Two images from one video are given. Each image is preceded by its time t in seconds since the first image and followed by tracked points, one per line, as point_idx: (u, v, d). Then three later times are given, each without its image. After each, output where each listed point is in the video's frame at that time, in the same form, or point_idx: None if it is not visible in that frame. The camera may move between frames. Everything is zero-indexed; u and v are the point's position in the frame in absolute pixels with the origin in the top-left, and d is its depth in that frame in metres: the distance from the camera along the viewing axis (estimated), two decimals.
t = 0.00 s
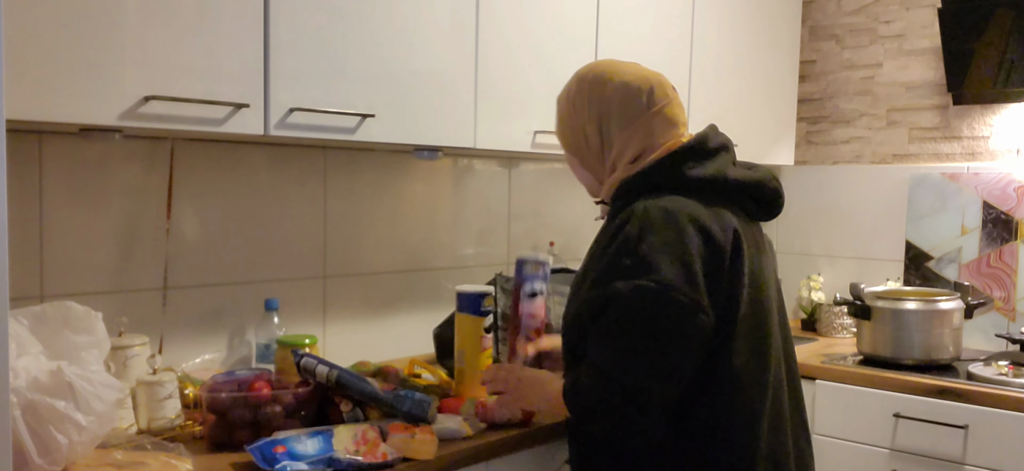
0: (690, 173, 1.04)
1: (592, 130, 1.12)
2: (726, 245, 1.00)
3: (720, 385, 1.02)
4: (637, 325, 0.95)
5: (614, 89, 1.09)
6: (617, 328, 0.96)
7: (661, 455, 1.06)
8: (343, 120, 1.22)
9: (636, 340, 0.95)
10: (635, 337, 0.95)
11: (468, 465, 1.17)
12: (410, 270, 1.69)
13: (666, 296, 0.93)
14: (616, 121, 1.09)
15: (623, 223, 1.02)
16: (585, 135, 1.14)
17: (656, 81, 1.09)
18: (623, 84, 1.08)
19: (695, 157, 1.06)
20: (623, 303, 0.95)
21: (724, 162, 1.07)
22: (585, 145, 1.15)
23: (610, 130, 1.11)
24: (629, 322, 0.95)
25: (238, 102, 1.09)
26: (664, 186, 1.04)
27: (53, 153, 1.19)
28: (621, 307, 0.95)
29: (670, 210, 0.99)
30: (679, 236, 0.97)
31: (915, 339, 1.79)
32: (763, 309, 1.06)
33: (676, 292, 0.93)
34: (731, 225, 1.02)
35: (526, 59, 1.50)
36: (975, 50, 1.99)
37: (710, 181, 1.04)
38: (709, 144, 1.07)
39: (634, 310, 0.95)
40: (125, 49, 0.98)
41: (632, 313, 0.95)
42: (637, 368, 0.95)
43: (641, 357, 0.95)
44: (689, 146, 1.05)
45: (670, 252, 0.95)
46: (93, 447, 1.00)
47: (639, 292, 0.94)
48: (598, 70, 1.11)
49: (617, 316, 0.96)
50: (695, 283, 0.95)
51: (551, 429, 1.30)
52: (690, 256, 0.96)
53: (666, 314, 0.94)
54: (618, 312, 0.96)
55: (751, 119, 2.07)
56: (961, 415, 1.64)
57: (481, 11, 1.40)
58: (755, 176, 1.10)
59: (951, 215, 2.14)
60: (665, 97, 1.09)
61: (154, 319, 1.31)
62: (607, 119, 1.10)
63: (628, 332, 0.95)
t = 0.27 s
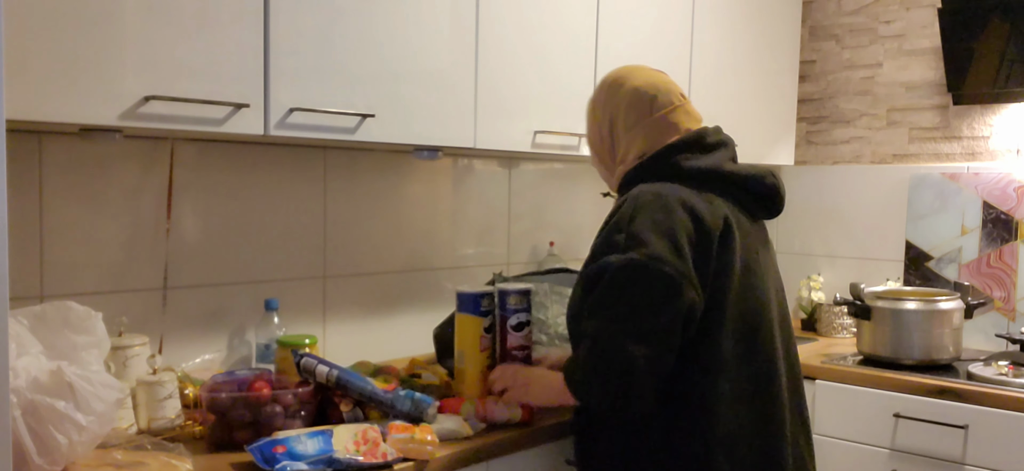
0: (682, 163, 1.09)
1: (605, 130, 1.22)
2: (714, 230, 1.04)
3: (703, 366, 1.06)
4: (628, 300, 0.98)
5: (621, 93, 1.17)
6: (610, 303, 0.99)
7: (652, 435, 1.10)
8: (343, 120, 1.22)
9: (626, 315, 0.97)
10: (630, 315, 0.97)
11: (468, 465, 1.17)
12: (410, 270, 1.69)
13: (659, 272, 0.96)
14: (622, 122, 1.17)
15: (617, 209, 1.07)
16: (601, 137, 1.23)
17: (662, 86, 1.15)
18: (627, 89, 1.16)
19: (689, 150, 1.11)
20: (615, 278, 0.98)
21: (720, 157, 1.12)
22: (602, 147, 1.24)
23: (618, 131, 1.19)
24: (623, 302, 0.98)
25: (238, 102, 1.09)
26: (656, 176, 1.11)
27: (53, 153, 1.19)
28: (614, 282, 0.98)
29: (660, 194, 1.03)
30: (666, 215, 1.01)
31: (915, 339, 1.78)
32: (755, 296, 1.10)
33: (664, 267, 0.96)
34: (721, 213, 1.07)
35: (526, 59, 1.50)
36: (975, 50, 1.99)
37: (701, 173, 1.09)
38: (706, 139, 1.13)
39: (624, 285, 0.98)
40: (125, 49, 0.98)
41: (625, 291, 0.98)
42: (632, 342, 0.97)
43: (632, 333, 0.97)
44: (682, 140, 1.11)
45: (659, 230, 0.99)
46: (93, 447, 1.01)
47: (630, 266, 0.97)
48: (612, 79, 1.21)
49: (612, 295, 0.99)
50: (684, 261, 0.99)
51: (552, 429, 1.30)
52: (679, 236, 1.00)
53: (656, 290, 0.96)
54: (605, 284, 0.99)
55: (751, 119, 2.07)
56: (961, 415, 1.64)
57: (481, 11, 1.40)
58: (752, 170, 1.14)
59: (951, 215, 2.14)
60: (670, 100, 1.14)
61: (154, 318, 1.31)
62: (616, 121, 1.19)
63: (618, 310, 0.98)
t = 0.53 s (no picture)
0: (698, 160, 1.18)
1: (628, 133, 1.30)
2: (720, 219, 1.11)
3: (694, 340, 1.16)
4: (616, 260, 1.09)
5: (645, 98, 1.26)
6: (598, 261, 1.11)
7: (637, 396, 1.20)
8: (343, 120, 1.22)
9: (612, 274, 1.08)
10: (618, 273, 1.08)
11: (469, 465, 1.17)
12: (410, 270, 1.69)
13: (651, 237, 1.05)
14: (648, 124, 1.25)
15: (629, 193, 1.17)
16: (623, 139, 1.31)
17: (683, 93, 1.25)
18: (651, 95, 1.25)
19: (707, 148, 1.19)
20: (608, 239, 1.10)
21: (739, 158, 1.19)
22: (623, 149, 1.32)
23: (642, 133, 1.27)
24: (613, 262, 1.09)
25: (238, 102, 1.09)
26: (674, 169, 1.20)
27: (53, 153, 1.19)
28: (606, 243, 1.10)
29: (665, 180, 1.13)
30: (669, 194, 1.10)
31: (915, 340, 1.78)
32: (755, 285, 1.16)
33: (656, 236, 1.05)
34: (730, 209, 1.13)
35: (526, 59, 1.50)
36: (975, 50, 1.99)
37: (715, 168, 1.17)
38: (726, 140, 1.20)
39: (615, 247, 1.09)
40: (125, 49, 0.98)
41: (617, 253, 1.09)
42: (612, 299, 1.08)
43: (614, 291, 1.08)
44: (700, 139, 1.19)
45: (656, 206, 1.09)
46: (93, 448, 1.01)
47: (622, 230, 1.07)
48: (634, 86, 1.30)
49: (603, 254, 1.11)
50: (682, 234, 1.07)
51: (553, 429, 1.30)
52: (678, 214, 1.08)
53: (645, 254, 1.06)
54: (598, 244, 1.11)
55: (751, 119, 2.07)
56: (961, 415, 1.64)
57: (481, 11, 1.40)
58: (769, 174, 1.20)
59: (951, 215, 2.14)
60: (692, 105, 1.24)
61: (154, 318, 1.31)
62: (640, 123, 1.27)
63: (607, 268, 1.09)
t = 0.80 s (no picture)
0: (709, 159, 1.20)
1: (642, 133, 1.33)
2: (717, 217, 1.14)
3: (695, 333, 1.17)
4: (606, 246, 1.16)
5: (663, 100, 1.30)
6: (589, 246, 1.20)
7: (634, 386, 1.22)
8: (343, 120, 1.22)
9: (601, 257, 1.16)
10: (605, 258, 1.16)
11: (468, 465, 1.17)
12: (410, 270, 1.69)
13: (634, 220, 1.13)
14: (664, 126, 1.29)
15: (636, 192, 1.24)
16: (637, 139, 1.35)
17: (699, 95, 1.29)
18: (670, 97, 1.29)
19: (718, 148, 1.21)
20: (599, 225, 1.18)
21: (749, 160, 1.22)
22: (635, 147, 1.36)
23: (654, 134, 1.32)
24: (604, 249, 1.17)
25: (238, 102, 1.09)
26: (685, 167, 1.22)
27: (52, 153, 1.19)
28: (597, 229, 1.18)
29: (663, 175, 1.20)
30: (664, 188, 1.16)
31: (915, 340, 1.78)
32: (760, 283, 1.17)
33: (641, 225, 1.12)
34: (733, 209, 1.16)
35: (527, 59, 1.50)
36: (975, 50, 1.99)
37: (722, 168, 1.19)
38: (737, 142, 1.23)
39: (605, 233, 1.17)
40: (124, 49, 0.98)
41: (606, 240, 1.17)
42: (594, 279, 1.16)
43: (598, 273, 1.16)
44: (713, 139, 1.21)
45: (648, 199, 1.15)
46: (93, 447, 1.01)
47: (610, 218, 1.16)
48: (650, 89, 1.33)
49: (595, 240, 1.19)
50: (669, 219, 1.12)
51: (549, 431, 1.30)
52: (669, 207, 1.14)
53: (630, 240, 1.13)
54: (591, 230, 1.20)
55: (751, 119, 2.07)
56: (961, 415, 1.64)
57: (480, 11, 1.41)
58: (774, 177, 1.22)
59: (951, 215, 2.14)
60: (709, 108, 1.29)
61: (154, 318, 1.31)
62: (656, 124, 1.31)
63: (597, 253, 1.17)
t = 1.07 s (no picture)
0: (720, 159, 1.20)
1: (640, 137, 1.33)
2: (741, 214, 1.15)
3: (716, 328, 1.18)
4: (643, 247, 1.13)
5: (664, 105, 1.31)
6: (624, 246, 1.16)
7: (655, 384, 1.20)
8: (343, 120, 1.22)
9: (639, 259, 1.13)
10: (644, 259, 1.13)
11: (469, 465, 1.17)
12: (410, 270, 1.69)
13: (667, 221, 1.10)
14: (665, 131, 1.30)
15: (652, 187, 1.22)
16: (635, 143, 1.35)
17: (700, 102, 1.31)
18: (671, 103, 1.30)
19: (726, 148, 1.22)
20: (635, 225, 1.14)
21: (755, 160, 1.23)
22: (632, 149, 1.36)
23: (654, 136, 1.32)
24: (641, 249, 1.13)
25: (238, 102, 1.09)
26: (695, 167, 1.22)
27: (53, 153, 1.19)
28: (633, 229, 1.14)
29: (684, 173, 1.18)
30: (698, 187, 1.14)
31: (915, 340, 1.78)
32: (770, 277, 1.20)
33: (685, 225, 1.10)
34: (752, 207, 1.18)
35: (527, 58, 1.50)
36: (974, 50, 1.99)
37: (737, 168, 1.20)
38: (742, 142, 1.24)
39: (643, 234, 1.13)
40: (125, 49, 0.98)
41: (644, 240, 1.13)
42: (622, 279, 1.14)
43: (638, 275, 1.13)
44: (720, 140, 1.22)
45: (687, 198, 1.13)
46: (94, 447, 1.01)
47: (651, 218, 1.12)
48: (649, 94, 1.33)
49: (630, 240, 1.15)
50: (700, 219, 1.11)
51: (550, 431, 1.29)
52: (707, 206, 1.12)
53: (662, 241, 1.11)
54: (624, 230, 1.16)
55: (751, 119, 2.07)
56: (961, 415, 1.64)
57: (481, 11, 1.41)
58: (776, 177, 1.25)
59: (951, 215, 2.14)
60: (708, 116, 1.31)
61: (154, 318, 1.31)
62: (658, 127, 1.31)
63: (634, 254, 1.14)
